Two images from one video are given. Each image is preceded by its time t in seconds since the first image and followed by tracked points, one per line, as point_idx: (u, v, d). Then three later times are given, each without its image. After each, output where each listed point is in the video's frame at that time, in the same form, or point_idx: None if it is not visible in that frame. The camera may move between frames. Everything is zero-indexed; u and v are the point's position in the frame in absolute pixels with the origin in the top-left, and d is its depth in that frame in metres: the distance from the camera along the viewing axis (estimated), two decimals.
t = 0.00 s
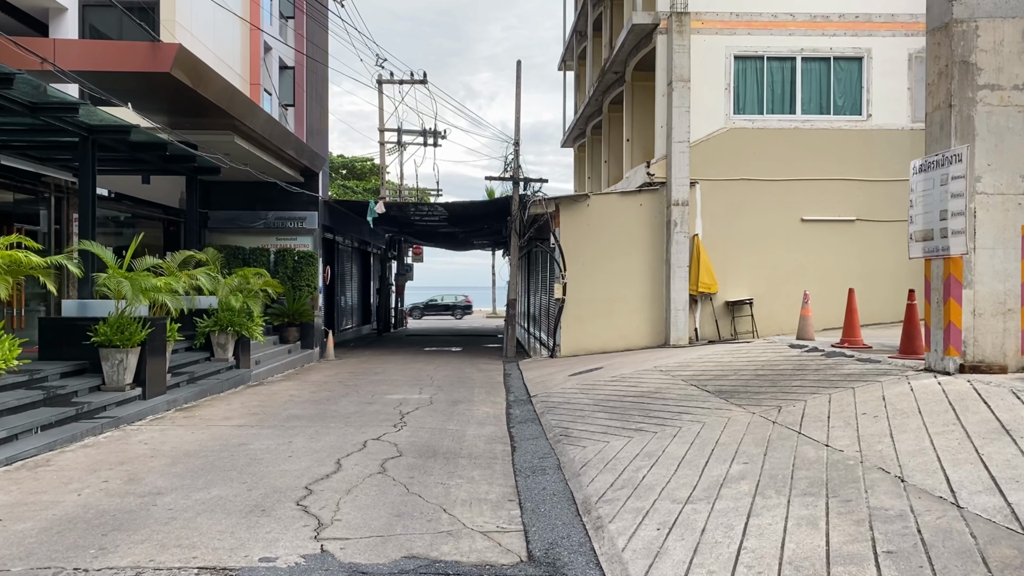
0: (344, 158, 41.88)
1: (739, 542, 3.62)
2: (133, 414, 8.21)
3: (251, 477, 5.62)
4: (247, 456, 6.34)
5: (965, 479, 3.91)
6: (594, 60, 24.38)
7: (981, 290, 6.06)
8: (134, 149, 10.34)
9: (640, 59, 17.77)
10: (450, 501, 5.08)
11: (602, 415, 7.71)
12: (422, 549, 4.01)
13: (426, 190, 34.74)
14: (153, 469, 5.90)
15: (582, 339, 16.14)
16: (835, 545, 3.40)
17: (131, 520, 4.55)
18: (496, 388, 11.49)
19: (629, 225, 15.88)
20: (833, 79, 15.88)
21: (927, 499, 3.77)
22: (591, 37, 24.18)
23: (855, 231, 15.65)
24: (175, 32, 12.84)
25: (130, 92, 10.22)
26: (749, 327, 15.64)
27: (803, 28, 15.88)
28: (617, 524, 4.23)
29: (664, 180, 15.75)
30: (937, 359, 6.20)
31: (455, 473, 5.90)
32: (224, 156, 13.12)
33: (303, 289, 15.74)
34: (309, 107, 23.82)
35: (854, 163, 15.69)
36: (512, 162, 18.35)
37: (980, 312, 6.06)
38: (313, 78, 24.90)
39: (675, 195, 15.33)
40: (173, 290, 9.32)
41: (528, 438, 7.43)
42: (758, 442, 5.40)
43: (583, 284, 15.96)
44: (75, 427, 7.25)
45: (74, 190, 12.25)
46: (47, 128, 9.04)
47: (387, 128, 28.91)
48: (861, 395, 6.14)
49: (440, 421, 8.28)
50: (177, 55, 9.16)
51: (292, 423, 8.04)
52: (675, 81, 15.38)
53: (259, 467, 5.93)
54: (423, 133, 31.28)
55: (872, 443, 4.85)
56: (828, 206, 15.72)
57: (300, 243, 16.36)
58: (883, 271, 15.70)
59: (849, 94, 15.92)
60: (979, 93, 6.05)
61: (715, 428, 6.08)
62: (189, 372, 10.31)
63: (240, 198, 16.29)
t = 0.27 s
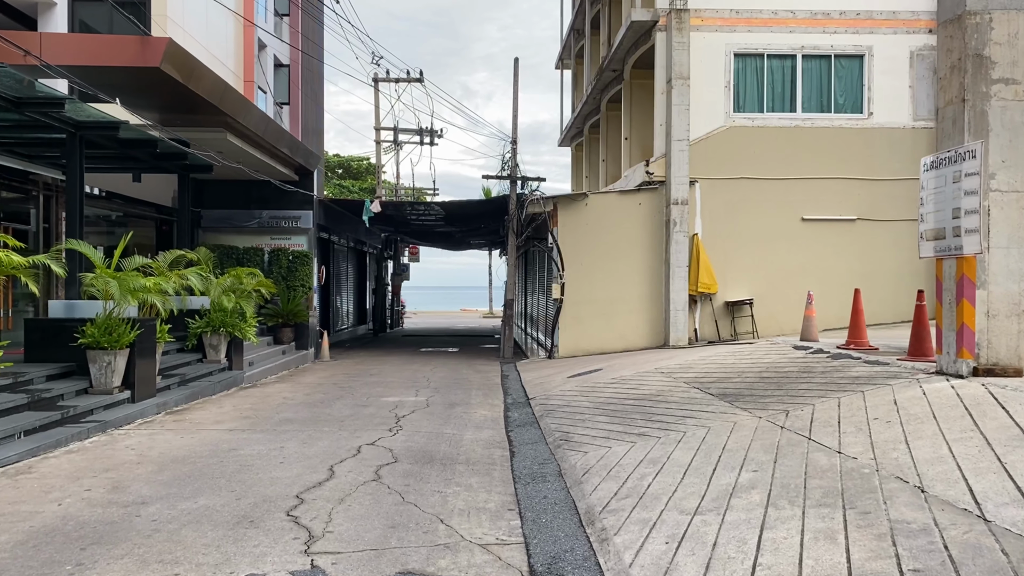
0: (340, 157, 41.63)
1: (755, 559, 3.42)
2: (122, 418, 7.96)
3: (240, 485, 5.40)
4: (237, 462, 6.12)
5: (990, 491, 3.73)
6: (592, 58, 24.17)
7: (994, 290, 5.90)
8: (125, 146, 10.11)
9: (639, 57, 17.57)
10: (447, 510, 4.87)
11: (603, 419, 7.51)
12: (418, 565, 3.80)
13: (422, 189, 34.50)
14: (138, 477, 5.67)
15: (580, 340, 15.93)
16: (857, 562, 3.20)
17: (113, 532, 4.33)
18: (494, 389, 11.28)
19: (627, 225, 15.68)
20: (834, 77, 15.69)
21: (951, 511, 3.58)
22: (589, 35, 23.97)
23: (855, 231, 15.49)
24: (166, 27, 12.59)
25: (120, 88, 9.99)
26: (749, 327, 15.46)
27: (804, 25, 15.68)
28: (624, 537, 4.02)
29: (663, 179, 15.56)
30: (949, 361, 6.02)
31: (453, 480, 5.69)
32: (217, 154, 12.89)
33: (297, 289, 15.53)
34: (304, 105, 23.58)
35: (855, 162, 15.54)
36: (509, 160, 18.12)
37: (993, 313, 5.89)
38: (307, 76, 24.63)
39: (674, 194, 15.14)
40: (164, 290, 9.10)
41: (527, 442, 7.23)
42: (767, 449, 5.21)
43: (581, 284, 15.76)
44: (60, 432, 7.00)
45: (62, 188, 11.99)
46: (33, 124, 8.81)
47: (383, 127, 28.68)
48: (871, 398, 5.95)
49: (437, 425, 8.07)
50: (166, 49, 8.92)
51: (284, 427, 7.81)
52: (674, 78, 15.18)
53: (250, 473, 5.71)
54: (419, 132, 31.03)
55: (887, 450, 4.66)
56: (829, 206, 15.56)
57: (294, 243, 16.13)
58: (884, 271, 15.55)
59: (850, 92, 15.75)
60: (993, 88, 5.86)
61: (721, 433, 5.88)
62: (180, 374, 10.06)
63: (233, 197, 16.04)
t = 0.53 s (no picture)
0: (336, 156, 41.42)
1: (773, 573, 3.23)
2: (111, 420, 7.71)
3: (231, 491, 5.19)
4: (228, 467, 5.90)
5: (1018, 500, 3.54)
6: (591, 56, 23.97)
7: (1010, 289, 5.75)
8: (116, 143, 9.89)
9: (638, 54, 17.38)
10: (446, 518, 4.67)
11: (606, 422, 7.31)
12: None
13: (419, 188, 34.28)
14: (124, 481, 5.46)
15: (579, 340, 15.73)
16: None
17: (95, 543, 4.12)
18: (493, 390, 11.08)
19: (627, 223, 15.49)
20: (835, 74, 15.52)
21: (980, 522, 3.39)
22: (587, 33, 23.78)
23: (857, 230, 15.32)
24: (158, 22, 12.35)
25: (111, 83, 9.76)
26: (750, 327, 15.29)
27: (805, 22, 15.49)
28: (632, 549, 3.82)
29: (663, 177, 15.35)
30: (963, 362, 5.85)
31: (452, 486, 5.49)
32: (211, 151, 12.65)
33: (293, 289, 15.30)
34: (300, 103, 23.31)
35: (857, 161, 15.37)
36: (507, 158, 17.91)
37: (1010, 313, 5.74)
38: (303, 74, 24.35)
39: (675, 192, 14.95)
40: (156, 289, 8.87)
41: (527, 446, 7.03)
42: (779, 454, 5.01)
43: (581, 283, 15.56)
44: (46, 435, 6.76)
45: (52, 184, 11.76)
46: (20, 119, 8.58)
47: (380, 126, 28.44)
48: (884, 401, 5.77)
49: (434, 428, 7.87)
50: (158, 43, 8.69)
51: (278, 429, 7.60)
52: (675, 75, 14.99)
53: (241, 478, 5.50)
54: (416, 130, 30.81)
55: (905, 455, 4.48)
56: (831, 205, 15.39)
57: (290, 242, 15.90)
58: (887, 270, 15.38)
59: (852, 89, 15.57)
60: (1009, 81, 5.69)
61: (728, 437, 5.69)
62: (172, 375, 9.81)
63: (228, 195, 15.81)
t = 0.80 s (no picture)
0: (334, 156, 41.19)
1: None
2: (99, 425, 7.41)
3: (219, 501, 4.95)
4: (218, 474, 5.67)
5: None
6: (590, 54, 23.74)
7: None
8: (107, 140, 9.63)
9: (639, 51, 17.15)
10: (445, 531, 4.45)
11: (609, 426, 7.09)
12: None
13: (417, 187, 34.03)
14: (108, 490, 5.23)
15: (580, 341, 15.50)
16: None
17: (72, 559, 3.89)
18: (492, 393, 10.86)
19: (628, 223, 15.26)
20: (838, 72, 15.31)
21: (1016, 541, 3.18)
22: (587, 31, 23.57)
23: (860, 229, 15.13)
24: (150, 17, 12.09)
25: (101, 79, 9.50)
26: (752, 328, 15.09)
27: (808, 19, 15.27)
28: (642, 567, 3.61)
29: (665, 176, 15.13)
30: (980, 366, 5.64)
31: (450, 495, 5.26)
32: (205, 149, 12.34)
33: (288, 289, 15.06)
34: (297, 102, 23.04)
35: (860, 159, 15.18)
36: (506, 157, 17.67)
37: None
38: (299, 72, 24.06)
39: (676, 191, 14.73)
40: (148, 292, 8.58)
41: (528, 451, 6.81)
42: (792, 463, 4.80)
43: (581, 283, 15.34)
44: (30, 441, 6.48)
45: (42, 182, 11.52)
46: (7, 115, 8.32)
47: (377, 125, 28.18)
48: (900, 406, 5.56)
49: (432, 432, 7.64)
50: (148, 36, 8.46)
51: (271, 434, 7.36)
52: (676, 72, 14.77)
53: (231, 487, 5.26)
54: (414, 129, 30.56)
55: (926, 465, 4.26)
56: (834, 204, 15.19)
57: (286, 241, 15.67)
58: (891, 270, 15.19)
59: (855, 87, 15.37)
60: None
61: (738, 444, 5.48)
62: (164, 377, 9.51)
63: (223, 194, 15.57)
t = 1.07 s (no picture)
0: (331, 155, 40.97)
1: None
2: (85, 427, 7.06)
3: (205, 507, 4.72)
4: (205, 479, 5.44)
5: None
6: (589, 51, 23.54)
7: None
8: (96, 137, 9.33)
9: (639, 48, 16.95)
10: (441, 540, 4.23)
11: (611, 429, 6.87)
12: None
13: (415, 186, 33.79)
14: (89, 495, 5.00)
15: (578, 341, 15.28)
16: None
17: (44, 572, 3.65)
18: (490, 393, 10.64)
19: (627, 221, 15.04)
20: (840, 68, 15.12)
21: None
22: (585, 28, 23.35)
23: (863, 227, 14.93)
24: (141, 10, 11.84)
25: (88, 71, 9.21)
26: (753, 328, 14.89)
27: (810, 14, 15.06)
28: None
29: (665, 174, 14.92)
30: (996, 366, 5.44)
31: (447, 500, 5.04)
32: (198, 145, 11.97)
33: (283, 289, 14.76)
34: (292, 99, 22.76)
35: (863, 156, 14.99)
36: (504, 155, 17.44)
37: None
38: (295, 69, 23.81)
39: (677, 189, 14.51)
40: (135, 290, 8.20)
41: (528, 455, 6.60)
42: (804, 468, 4.59)
43: (580, 282, 15.12)
44: (10, 444, 6.14)
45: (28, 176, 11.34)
46: None
47: (374, 123, 27.94)
48: (914, 408, 5.35)
49: (429, 435, 7.41)
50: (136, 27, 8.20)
51: (262, 436, 7.13)
52: (676, 68, 14.57)
53: (218, 493, 5.03)
54: (411, 128, 30.33)
55: (947, 471, 4.05)
56: (836, 202, 15.00)
57: (280, 240, 15.39)
58: (893, 268, 15.00)
59: (857, 83, 15.17)
60: None
61: (746, 448, 5.28)
62: (154, 377, 9.20)
63: (216, 191, 15.33)
